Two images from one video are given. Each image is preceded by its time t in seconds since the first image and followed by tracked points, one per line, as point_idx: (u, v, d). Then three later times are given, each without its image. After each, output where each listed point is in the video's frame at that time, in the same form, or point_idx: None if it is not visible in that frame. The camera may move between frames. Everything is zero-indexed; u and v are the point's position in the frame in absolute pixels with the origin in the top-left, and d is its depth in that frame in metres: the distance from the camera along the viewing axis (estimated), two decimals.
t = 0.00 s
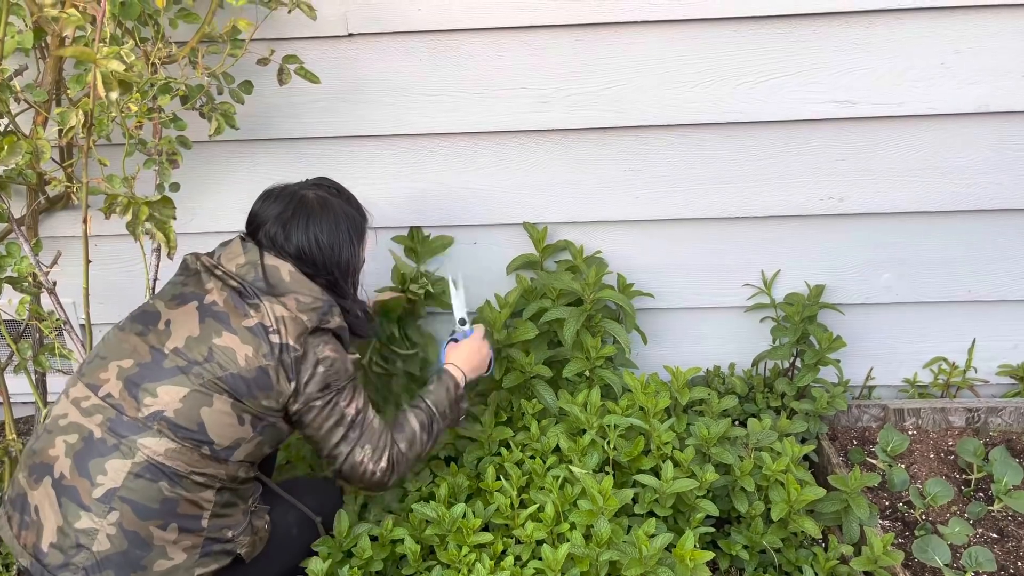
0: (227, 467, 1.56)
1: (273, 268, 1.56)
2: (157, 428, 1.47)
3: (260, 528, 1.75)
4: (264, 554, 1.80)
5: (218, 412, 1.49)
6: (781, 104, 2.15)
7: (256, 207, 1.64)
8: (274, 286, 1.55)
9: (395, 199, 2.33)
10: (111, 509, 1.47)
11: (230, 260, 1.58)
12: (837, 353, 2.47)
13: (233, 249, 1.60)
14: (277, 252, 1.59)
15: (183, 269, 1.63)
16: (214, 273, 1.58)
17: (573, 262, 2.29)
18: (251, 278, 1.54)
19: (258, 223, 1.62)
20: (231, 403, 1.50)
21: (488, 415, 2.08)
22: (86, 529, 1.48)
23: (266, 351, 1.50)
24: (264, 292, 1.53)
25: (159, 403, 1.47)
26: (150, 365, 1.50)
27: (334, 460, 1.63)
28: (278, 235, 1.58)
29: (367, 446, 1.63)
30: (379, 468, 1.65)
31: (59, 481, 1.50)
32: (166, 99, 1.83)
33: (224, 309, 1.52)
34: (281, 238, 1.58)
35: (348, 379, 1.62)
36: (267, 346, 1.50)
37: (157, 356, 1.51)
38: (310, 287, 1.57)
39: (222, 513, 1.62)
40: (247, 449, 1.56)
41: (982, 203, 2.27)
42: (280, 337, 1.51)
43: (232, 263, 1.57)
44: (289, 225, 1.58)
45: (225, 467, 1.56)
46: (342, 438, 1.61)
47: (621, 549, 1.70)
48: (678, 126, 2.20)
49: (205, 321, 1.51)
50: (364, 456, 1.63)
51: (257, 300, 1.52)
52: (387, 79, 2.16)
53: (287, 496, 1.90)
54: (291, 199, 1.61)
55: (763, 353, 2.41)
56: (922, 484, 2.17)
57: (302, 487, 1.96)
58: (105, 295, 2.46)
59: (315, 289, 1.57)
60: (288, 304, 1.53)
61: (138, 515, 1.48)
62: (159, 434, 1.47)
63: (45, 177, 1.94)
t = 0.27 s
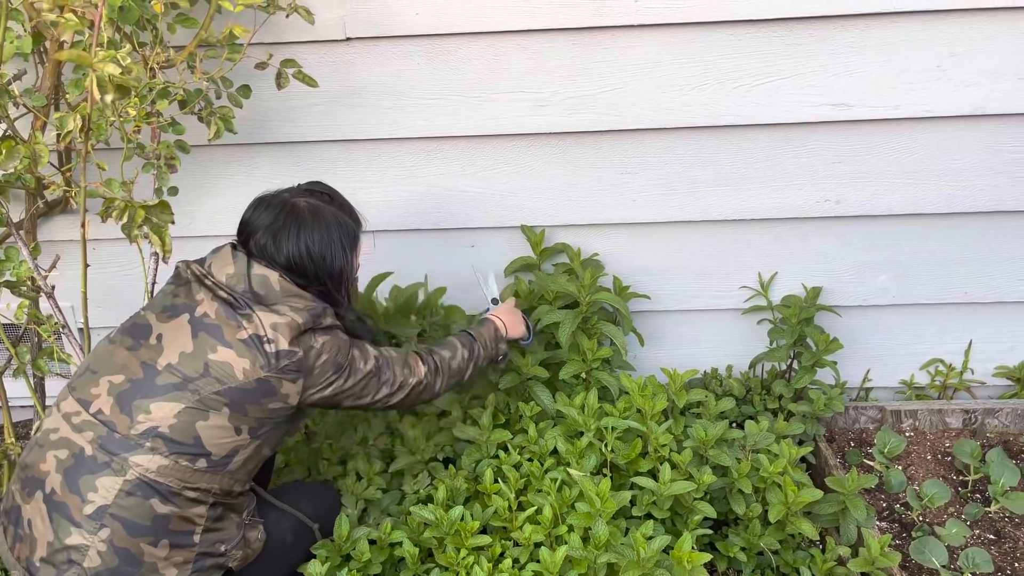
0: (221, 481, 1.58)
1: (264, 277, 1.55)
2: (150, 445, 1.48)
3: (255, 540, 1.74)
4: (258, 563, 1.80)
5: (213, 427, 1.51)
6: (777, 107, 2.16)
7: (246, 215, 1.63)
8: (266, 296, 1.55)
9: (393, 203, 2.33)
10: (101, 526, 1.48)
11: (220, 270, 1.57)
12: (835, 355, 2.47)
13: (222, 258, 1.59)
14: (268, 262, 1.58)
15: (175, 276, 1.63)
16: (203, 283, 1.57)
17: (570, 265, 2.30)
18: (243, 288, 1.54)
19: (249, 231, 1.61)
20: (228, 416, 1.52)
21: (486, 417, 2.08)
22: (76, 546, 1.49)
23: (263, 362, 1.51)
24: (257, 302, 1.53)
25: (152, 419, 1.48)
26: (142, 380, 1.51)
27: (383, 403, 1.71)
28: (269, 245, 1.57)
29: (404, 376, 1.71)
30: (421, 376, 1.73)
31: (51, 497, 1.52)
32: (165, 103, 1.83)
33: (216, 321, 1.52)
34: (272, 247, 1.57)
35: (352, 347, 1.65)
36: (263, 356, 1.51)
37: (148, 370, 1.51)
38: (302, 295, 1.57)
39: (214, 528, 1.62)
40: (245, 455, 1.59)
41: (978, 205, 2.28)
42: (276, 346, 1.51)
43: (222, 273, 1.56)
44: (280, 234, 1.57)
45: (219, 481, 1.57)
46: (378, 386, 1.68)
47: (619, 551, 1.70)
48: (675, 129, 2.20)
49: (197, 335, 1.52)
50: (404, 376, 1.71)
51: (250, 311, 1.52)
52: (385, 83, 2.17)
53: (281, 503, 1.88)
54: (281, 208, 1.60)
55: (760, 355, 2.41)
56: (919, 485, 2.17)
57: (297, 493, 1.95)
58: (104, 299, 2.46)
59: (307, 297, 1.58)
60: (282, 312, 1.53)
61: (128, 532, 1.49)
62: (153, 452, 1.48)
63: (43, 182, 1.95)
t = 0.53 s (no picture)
0: (214, 481, 1.57)
1: (258, 277, 1.57)
2: (141, 445, 1.48)
3: (250, 542, 1.74)
4: (254, 565, 1.79)
5: (203, 427, 1.50)
6: (772, 110, 2.17)
7: (242, 217, 1.64)
8: (258, 296, 1.56)
9: (390, 205, 2.34)
10: (95, 526, 1.48)
11: (215, 271, 1.60)
12: (831, 356, 2.48)
13: (217, 261, 1.62)
14: (262, 264, 1.59)
15: (174, 280, 1.65)
16: (199, 284, 1.60)
17: (566, 267, 2.32)
18: (236, 289, 1.57)
19: (244, 232, 1.62)
20: (216, 417, 1.51)
21: (482, 420, 2.08)
22: (71, 547, 1.48)
23: (252, 363, 1.51)
24: (249, 302, 1.55)
25: (142, 419, 1.48)
26: (135, 380, 1.52)
27: (354, 450, 1.72)
28: (262, 247, 1.58)
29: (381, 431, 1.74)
30: (397, 440, 1.76)
31: (46, 498, 1.52)
32: (161, 107, 1.83)
33: (208, 321, 1.53)
34: (266, 249, 1.58)
35: (345, 375, 1.67)
36: (252, 356, 1.52)
37: (141, 370, 1.52)
38: (295, 298, 1.58)
39: (208, 528, 1.61)
40: (235, 462, 1.58)
41: (972, 207, 2.28)
42: (266, 347, 1.52)
43: (218, 274, 1.59)
44: (274, 236, 1.58)
45: (212, 481, 1.56)
46: (356, 427, 1.69)
47: (615, 553, 1.70)
48: (671, 132, 2.21)
49: (189, 334, 1.53)
50: (382, 435, 1.74)
51: (243, 312, 1.54)
52: (381, 86, 2.17)
53: (280, 506, 1.89)
54: (276, 210, 1.60)
55: (757, 357, 2.42)
56: (915, 487, 2.18)
57: (296, 497, 1.95)
58: (101, 302, 2.46)
59: (300, 300, 1.59)
60: (273, 314, 1.55)
61: (122, 532, 1.48)
62: (143, 451, 1.48)
63: (40, 186, 1.95)
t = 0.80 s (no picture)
0: (207, 483, 1.56)
1: (255, 279, 1.57)
2: (133, 446, 1.48)
3: (245, 543, 1.73)
4: (250, 566, 1.78)
5: (194, 429, 1.50)
6: (773, 112, 2.17)
7: (244, 217, 1.63)
8: (253, 299, 1.56)
9: (391, 208, 2.34)
10: (89, 526, 1.48)
11: (215, 272, 1.61)
12: (832, 359, 2.48)
13: (218, 263, 1.63)
14: (261, 265, 1.59)
15: (177, 283, 1.67)
16: (198, 286, 1.61)
17: (567, 270, 2.32)
18: (232, 291, 1.57)
19: (244, 233, 1.61)
20: (206, 420, 1.51)
21: (483, 424, 2.08)
22: (66, 546, 1.49)
23: (242, 366, 1.51)
24: (244, 304, 1.55)
25: (134, 420, 1.49)
26: (130, 380, 1.52)
27: (329, 474, 1.66)
28: (261, 248, 1.58)
29: (359, 460, 1.69)
30: (373, 473, 1.72)
31: (43, 497, 1.52)
32: (162, 110, 1.83)
33: (202, 323, 1.54)
34: (265, 251, 1.57)
35: (334, 392, 1.65)
36: (243, 358, 1.51)
37: (136, 371, 1.53)
38: (290, 301, 1.58)
39: (202, 529, 1.61)
40: (226, 466, 1.57)
41: (973, 208, 2.28)
42: (258, 351, 1.52)
43: (217, 276, 1.61)
44: (273, 238, 1.57)
45: (204, 483, 1.56)
46: (336, 448, 1.65)
47: (616, 556, 1.70)
48: (671, 134, 2.21)
49: (183, 336, 1.53)
50: (359, 466, 1.69)
51: (237, 314, 1.54)
52: (382, 89, 2.17)
53: (276, 507, 1.88)
54: (276, 211, 1.59)
55: (758, 359, 2.42)
56: (917, 489, 2.17)
57: (293, 497, 1.95)
58: (102, 305, 2.46)
59: (296, 303, 1.58)
60: (267, 317, 1.55)
61: (115, 532, 1.48)
62: (135, 452, 1.48)
63: (41, 188, 1.95)
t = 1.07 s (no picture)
0: (207, 484, 1.57)
1: (257, 280, 1.57)
2: (133, 445, 1.49)
3: (247, 545, 1.72)
4: (253, 567, 1.78)
5: (192, 428, 1.50)
6: (778, 113, 2.17)
7: (252, 218, 1.64)
8: (255, 299, 1.56)
9: (396, 210, 2.34)
10: (90, 524, 1.49)
11: (220, 273, 1.62)
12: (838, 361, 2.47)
13: (223, 264, 1.64)
14: (265, 267, 1.59)
15: (187, 286, 1.68)
16: (204, 287, 1.62)
17: (572, 271, 2.32)
18: (234, 291, 1.58)
19: (251, 233, 1.62)
20: (205, 419, 1.51)
21: (488, 424, 2.07)
22: (68, 544, 1.50)
23: (241, 364, 1.51)
24: (244, 304, 1.56)
25: (134, 419, 1.50)
26: (132, 380, 1.54)
27: (332, 473, 1.67)
28: (266, 250, 1.57)
29: (362, 459, 1.70)
30: (377, 471, 1.74)
31: (47, 495, 1.54)
32: (168, 112, 1.83)
33: (203, 322, 1.55)
34: (270, 252, 1.57)
35: (334, 391, 1.64)
36: (241, 357, 1.52)
37: (138, 371, 1.54)
38: (292, 302, 1.57)
39: (203, 530, 1.61)
40: (226, 467, 1.57)
41: (979, 210, 2.28)
42: (257, 350, 1.52)
43: (221, 277, 1.62)
44: (278, 239, 1.57)
45: (205, 484, 1.56)
46: (339, 447, 1.65)
47: (623, 557, 1.70)
48: (677, 136, 2.21)
49: (185, 335, 1.55)
50: (362, 464, 1.70)
51: (237, 313, 1.55)
52: (388, 91, 2.18)
53: (280, 508, 1.88)
54: (283, 212, 1.60)
55: (764, 361, 2.41)
56: (924, 491, 2.17)
57: (297, 499, 1.94)
58: (108, 307, 2.47)
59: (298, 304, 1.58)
60: (267, 317, 1.55)
61: (115, 531, 1.49)
62: (135, 451, 1.49)
63: (48, 191, 1.96)
